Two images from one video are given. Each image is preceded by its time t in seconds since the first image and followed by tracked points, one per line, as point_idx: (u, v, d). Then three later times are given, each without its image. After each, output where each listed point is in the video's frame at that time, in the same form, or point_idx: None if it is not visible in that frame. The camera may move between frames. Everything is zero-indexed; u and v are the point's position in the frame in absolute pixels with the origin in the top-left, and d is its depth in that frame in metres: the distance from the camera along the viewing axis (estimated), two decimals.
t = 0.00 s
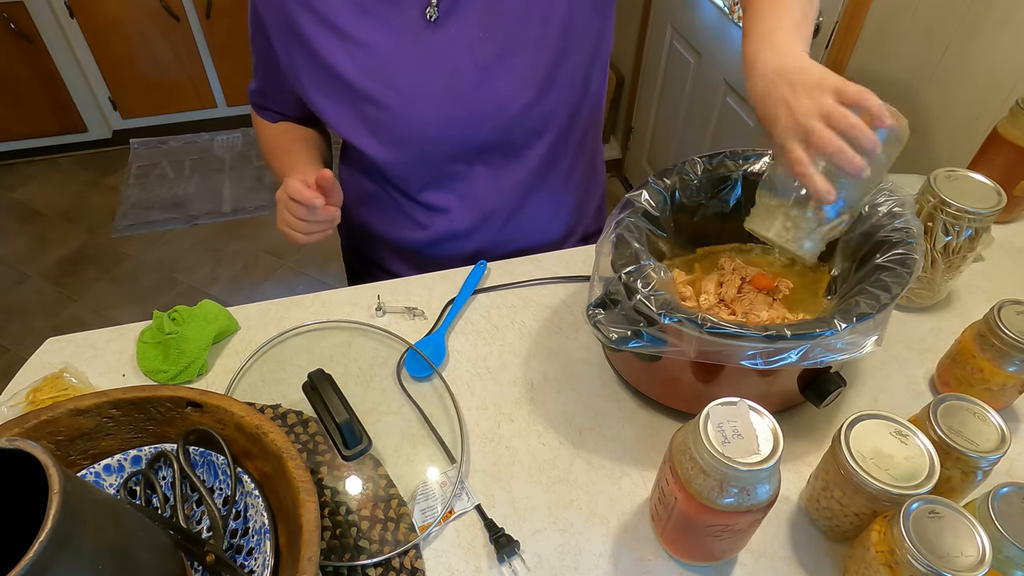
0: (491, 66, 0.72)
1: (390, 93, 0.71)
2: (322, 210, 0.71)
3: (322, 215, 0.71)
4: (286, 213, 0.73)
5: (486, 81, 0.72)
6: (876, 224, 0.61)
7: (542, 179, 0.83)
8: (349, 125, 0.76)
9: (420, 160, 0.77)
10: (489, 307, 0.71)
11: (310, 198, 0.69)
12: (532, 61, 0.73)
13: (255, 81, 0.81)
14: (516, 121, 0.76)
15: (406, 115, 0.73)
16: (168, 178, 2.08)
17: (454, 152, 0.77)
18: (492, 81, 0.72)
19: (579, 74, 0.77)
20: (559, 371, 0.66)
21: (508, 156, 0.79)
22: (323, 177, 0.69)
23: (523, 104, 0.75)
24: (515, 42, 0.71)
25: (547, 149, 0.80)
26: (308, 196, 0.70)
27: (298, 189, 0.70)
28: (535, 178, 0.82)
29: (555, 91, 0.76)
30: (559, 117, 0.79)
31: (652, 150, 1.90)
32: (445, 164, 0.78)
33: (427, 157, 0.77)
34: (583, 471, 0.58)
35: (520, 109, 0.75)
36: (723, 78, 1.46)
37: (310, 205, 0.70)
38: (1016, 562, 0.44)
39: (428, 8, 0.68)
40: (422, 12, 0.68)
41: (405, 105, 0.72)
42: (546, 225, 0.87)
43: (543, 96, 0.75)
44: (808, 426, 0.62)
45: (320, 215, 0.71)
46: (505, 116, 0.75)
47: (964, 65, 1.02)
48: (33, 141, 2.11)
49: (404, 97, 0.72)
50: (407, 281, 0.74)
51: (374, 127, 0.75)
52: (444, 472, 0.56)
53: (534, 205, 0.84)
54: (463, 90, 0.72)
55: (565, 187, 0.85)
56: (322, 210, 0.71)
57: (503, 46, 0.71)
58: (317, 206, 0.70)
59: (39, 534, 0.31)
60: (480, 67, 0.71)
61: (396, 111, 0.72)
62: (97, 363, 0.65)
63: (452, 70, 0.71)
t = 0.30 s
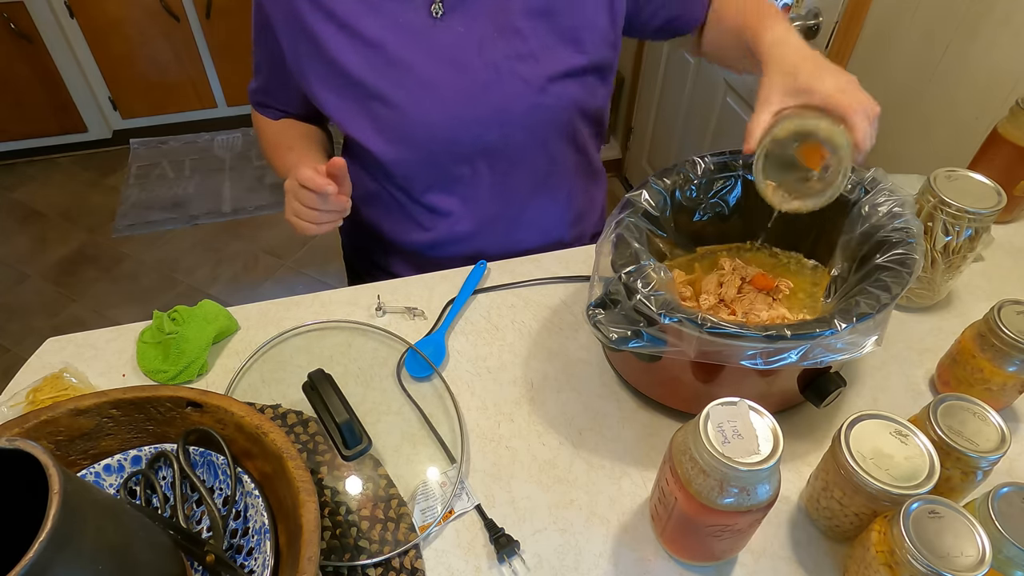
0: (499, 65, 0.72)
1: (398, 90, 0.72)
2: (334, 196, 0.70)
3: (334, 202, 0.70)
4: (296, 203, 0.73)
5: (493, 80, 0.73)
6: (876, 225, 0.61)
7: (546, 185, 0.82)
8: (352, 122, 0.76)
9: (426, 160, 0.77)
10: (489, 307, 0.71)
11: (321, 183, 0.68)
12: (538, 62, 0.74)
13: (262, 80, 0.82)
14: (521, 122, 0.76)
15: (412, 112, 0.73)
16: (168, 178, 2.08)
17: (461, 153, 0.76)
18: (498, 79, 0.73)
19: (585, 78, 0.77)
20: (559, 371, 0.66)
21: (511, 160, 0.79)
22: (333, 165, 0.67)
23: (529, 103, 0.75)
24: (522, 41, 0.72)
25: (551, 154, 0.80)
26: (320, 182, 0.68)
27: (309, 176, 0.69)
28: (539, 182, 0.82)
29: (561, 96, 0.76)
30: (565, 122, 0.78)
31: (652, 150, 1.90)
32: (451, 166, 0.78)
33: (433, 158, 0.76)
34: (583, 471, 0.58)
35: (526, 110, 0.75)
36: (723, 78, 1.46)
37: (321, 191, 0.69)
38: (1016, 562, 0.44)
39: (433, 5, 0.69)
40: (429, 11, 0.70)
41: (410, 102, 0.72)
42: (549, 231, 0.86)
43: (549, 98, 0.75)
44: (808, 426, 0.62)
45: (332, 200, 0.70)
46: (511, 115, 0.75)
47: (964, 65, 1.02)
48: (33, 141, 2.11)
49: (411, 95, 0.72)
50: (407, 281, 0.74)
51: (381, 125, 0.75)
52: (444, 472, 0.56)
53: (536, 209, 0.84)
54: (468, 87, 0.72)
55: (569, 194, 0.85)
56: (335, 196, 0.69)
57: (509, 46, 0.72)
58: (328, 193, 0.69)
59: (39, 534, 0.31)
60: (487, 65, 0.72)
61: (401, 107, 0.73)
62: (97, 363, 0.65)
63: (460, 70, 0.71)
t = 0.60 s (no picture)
0: (509, 66, 0.73)
1: (409, 90, 0.72)
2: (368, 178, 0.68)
3: (369, 184, 0.68)
4: (328, 185, 0.71)
5: (502, 81, 0.73)
6: (875, 226, 0.61)
7: (549, 186, 0.82)
8: (360, 121, 0.75)
9: (434, 160, 0.76)
10: (489, 308, 0.71)
11: (357, 165, 0.66)
12: (546, 64, 0.74)
13: (257, 78, 0.79)
14: (529, 123, 0.76)
15: (422, 112, 0.73)
16: (168, 178, 2.08)
17: (468, 154, 0.76)
18: (508, 81, 0.73)
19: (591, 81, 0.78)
20: (559, 371, 0.66)
21: (516, 162, 0.79)
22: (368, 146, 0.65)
23: (537, 106, 0.75)
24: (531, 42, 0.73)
25: (555, 158, 0.80)
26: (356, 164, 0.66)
27: (344, 156, 0.66)
28: (541, 185, 0.82)
29: (568, 100, 0.77)
30: (569, 126, 0.78)
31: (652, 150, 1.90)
32: (457, 167, 0.77)
33: (441, 158, 0.76)
34: (583, 471, 0.58)
35: (534, 112, 0.75)
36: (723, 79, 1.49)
37: (357, 173, 0.67)
38: (1016, 562, 0.44)
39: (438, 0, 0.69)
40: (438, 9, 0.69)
41: (420, 102, 0.72)
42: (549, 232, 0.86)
43: (556, 100, 0.76)
44: (808, 426, 0.61)
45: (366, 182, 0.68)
46: (519, 117, 0.75)
47: (964, 66, 1.02)
48: (33, 141, 2.11)
49: (423, 95, 0.72)
50: (407, 282, 0.74)
51: (390, 125, 0.74)
52: (444, 472, 0.56)
53: (538, 211, 0.84)
54: (478, 88, 0.73)
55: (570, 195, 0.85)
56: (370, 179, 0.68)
57: (518, 47, 0.72)
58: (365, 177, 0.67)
59: (39, 534, 0.31)
60: (497, 65, 0.72)
61: (411, 107, 0.72)
62: (97, 363, 0.65)
63: (472, 71, 0.72)
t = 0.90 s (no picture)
0: (466, 85, 0.71)
1: (364, 101, 0.72)
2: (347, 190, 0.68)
3: (345, 197, 0.68)
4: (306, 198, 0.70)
5: (459, 100, 0.72)
6: (875, 227, 0.61)
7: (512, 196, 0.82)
8: (323, 127, 0.77)
9: (384, 167, 0.78)
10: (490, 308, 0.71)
11: (330, 183, 0.66)
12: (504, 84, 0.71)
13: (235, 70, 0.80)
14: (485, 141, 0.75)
15: (377, 123, 0.73)
16: (168, 178, 2.08)
17: (420, 164, 0.77)
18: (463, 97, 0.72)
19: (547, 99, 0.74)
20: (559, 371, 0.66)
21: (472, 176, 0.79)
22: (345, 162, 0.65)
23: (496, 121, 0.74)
24: (491, 62, 0.70)
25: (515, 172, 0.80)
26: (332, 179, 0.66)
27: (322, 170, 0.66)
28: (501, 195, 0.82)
29: (528, 117, 0.75)
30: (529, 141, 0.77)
31: (652, 150, 1.91)
32: (409, 176, 0.78)
33: (391, 166, 0.77)
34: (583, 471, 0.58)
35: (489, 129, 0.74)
36: (722, 78, 1.52)
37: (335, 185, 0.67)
38: (1016, 562, 0.44)
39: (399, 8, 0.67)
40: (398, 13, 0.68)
41: (377, 115, 0.73)
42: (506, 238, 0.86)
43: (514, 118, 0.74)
44: (808, 426, 0.61)
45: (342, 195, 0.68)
46: (475, 135, 0.75)
47: (962, 66, 1.03)
48: (33, 141, 2.11)
49: (377, 106, 0.72)
50: (407, 281, 0.74)
51: (349, 132, 0.75)
52: (444, 472, 0.56)
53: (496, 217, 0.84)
54: (435, 104, 0.72)
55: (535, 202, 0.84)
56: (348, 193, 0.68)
57: (476, 66, 0.70)
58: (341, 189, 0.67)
59: (39, 534, 0.31)
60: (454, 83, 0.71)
61: (369, 119, 0.73)
62: (97, 363, 0.65)
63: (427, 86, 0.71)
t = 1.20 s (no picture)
0: (386, 121, 0.69)
1: (294, 118, 0.73)
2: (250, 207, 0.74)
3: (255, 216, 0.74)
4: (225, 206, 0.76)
5: (381, 134, 0.71)
6: (875, 227, 0.61)
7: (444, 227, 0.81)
8: (266, 138, 0.79)
9: (311, 182, 0.79)
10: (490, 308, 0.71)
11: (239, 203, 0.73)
12: (423, 126, 0.69)
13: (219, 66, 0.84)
14: (408, 175, 0.74)
15: (304, 141, 0.75)
16: (168, 178, 2.08)
17: (342, 187, 0.78)
18: (381, 134, 0.71)
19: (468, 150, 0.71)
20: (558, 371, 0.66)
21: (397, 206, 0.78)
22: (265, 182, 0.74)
23: (419, 158, 0.72)
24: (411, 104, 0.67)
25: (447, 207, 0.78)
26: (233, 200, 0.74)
27: (226, 195, 0.74)
28: (431, 225, 0.80)
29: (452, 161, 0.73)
30: (459, 182, 0.75)
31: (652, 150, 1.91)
32: (336, 195, 0.79)
33: (316, 184, 0.79)
34: (582, 472, 0.58)
35: (410, 165, 0.73)
36: (722, 78, 1.52)
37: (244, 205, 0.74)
38: (1016, 562, 0.44)
39: (342, 33, 0.67)
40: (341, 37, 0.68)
41: (307, 133, 0.74)
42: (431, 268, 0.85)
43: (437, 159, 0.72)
44: (808, 426, 0.61)
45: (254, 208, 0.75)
46: (396, 168, 0.74)
47: (963, 67, 1.02)
48: (33, 141, 2.11)
49: (304, 126, 0.73)
50: (407, 281, 0.74)
51: (283, 146, 0.77)
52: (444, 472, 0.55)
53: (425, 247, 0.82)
54: (359, 133, 0.72)
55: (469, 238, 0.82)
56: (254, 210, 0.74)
57: (397, 103, 0.68)
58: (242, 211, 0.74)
59: (39, 534, 0.31)
60: (375, 116, 0.70)
61: (300, 135, 0.74)
62: (97, 363, 0.65)
63: (351, 114, 0.71)
